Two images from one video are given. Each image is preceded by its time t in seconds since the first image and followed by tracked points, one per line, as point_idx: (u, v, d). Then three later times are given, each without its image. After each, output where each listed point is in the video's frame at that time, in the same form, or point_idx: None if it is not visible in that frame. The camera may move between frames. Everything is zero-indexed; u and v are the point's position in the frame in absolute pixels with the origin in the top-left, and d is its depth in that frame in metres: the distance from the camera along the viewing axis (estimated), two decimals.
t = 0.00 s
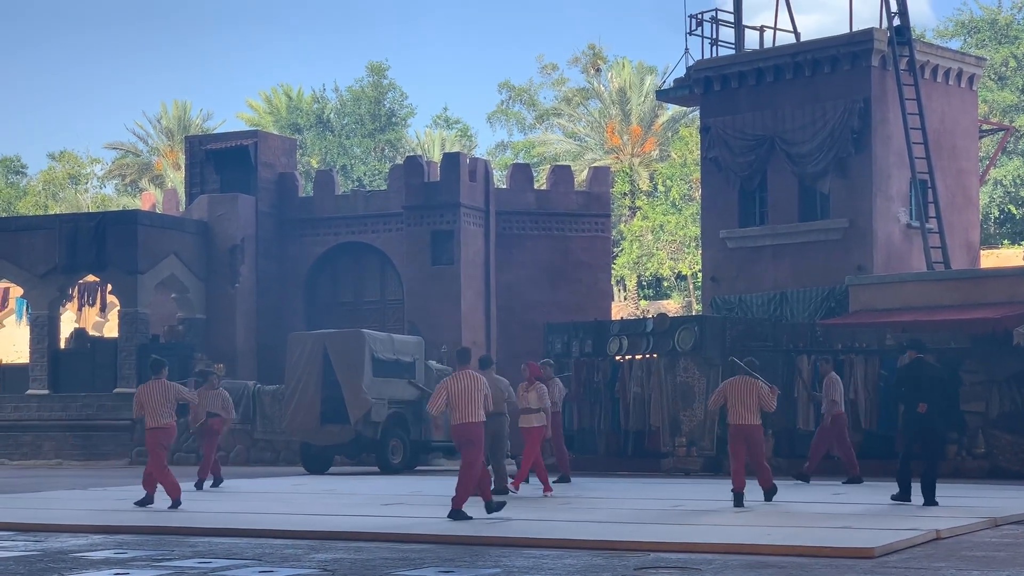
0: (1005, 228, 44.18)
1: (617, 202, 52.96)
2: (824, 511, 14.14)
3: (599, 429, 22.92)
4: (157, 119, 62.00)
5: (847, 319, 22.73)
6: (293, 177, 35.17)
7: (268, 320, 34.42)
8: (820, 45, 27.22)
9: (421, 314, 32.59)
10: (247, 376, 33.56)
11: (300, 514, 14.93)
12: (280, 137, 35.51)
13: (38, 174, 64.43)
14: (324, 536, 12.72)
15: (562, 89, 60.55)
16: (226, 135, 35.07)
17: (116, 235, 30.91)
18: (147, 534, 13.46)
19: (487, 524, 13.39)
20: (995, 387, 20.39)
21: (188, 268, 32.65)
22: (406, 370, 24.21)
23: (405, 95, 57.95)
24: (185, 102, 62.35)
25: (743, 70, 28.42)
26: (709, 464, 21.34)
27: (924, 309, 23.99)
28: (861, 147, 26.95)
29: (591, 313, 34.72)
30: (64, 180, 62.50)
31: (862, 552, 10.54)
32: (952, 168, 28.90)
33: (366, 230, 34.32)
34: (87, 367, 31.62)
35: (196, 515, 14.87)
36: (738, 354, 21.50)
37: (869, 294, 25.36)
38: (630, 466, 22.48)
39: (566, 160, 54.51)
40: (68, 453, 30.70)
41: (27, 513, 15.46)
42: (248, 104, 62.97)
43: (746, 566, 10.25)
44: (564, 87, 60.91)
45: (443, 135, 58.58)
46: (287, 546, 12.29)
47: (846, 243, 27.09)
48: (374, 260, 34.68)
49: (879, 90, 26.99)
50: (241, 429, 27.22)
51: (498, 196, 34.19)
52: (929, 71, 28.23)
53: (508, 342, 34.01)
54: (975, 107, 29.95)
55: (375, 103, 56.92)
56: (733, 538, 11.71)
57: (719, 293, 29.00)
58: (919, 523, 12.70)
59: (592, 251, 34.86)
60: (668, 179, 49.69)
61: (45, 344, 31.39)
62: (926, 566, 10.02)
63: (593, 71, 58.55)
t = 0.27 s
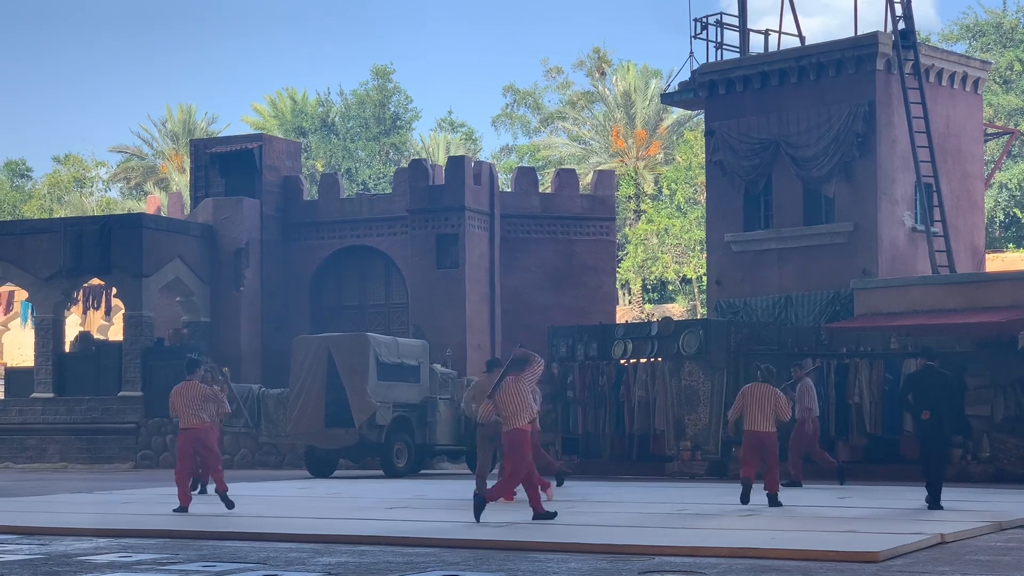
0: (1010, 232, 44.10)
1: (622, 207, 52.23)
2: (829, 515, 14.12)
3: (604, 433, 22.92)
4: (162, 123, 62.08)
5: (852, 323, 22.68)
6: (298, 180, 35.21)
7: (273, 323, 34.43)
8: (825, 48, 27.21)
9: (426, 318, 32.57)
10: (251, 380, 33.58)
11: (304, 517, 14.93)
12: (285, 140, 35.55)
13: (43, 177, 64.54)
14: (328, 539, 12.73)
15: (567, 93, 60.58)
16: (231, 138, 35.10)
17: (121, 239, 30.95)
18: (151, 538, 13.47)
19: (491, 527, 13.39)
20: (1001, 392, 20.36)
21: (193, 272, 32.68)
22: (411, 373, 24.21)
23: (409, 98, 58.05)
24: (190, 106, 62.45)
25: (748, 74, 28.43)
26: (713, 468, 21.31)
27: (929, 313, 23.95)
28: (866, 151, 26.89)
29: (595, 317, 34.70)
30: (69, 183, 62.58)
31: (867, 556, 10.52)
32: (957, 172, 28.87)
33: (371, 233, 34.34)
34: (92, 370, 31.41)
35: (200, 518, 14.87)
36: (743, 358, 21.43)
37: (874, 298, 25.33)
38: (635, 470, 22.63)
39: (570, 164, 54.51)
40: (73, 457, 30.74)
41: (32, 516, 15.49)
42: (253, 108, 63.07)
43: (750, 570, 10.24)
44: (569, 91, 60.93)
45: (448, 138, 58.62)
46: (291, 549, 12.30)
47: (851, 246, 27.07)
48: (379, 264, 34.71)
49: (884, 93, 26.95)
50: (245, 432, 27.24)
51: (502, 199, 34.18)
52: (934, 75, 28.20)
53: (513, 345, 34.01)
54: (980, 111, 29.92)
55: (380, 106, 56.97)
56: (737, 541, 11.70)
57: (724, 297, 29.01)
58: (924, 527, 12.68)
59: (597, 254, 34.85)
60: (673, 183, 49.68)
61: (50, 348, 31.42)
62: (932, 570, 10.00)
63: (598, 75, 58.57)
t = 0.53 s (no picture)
0: (1014, 236, 44.07)
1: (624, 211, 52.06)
2: (833, 519, 14.08)
3: (608, 437, 22.89)
4: (167, 126, 62.19)
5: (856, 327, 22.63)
6: (302, 184, 35.23)
7: (276, 326, 34.44)
8: (829, 52, 27.19)
9: (429, 321, 32.56)
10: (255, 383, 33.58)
11: (307, 520, 14.93)
12: (289, 144, 35.58)
13: (47, 180, 64.63)
14: (331, 542, 12.72)
15: (571, 97, 60.63)
16: (235, 142, 35.14)
17: (125, 242, 30.96)
18: (155, 541, 13.46)
19: (494, 531, 13.38)
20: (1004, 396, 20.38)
21: (196, 275, 32.70)
22: (415, 377, 24.20)
23: (413, 102, 58.14)
24: (194, 109, 62.53)
25: (752, 78, 28.43)
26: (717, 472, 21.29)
27: (934, 317, 23.91)
28: (871, 155, 26.87)
29: (599, 321, 34.69)
30: (74, 186, 62.70)
31: (871, 560, 10.50)
32: (961, 176, 28.86)
33: (375, 236, 34.35)
34: (95, 373, 31.43)
35: (203, 521, 14.86)
36: (747, 362, 21.46)
37: (878, 302, 25.29)
38: (638, 474, 22.65)
39: (574, 168, 54.51)
40: (76, 459, 30.75)
41: (35, 519, 15.49)
42: (257, 111, 63.14)
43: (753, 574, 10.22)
44: (573, 95, 60.97)
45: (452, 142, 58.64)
46: (294, 552, 12.30)
47: (855, 251, 27.04)
48: (383, 267, 34.71)
49: (889, 98, 26.94)
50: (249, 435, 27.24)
51: (506, 203, 34.19)
52: (938, 79, 28.18)
53: (516, 349, 34.00)
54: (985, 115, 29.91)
55: (384, 110, 57.05)
56: (741, 545, 11.68)
57: (728, 301, 28.99)
58: (928, 531, 12.66)
59: (600, 258, 34.85)
60: (676, 187, 49.67)
61: (54, 351, 31.43)
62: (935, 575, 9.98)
63: (602, 79, 58.59)
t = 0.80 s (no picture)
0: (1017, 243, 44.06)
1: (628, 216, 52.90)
2: (836, 526, 14.08)
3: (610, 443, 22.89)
4: (171, 130, 62.25)
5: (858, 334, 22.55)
6: (305, 188, 35.28)
7: (279, 330, 34.45)
8: (833, 59, 27.22)
9: (432, 326, 32.57)
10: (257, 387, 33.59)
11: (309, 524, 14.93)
12: (292, 148, 35.64)
13: (51, 184, 64.71)
14: (333, 547, 12.73)
15: (575, 102, 60.67)
16: (239, 146, 35.18)
17: (129, 246, 31.00)
18: (157, 545, 13.47)
19: (496, 536, 13.37)
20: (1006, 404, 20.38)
21: (199, 279, 32.72)
22: (417, 382, 24.21)
23: (417, 106, 58.20)
24: (198, 113, 62.60)
25: (756, 84, 28.44)
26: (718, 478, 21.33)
27: (936, 324, 23.91)
28: (874, 162, 26.89)
29: (601, 327, 34.69)
30: (77, 190, 62.81)
31: (873, 567, 10.50)
32: (965, 183, 28.86)
33: (378, 241, 34.37)
34: (97, 376, 31.67)
35: (204, 525, 14.86)
36: (749, 368, 21.51)
37: (881, 309, 25.28)
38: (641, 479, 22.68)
39: (577, 173, 54.54)
40: (79, 463, 30.76)
41: (38, 523, 15.50)
42: (261, 115, 63.21)
43: None
44: (577, 100, 61.01)
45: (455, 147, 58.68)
46: (296, 557, 12.30)
47: (858, 258, 27.04)
48: (386, 272, 34.73)
49: (892, 105, 26.95)
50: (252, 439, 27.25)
51: (509, 208, 34.21)
52: (942, 86, 28.18)
53: (518, 354, 34.00)
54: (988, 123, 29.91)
55: (387, 114, 57.19)
56: (743, 552, 11.68)
57: (731, 307, 28.98)
58: (930, 539, 12.65)
59: (603, 264, 34.85)
60: (680, 193, 49.68)
61: (57, 354, 31.45)
62: None
63: (605, 84, 58.64)
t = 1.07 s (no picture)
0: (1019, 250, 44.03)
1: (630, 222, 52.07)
2: (837, 533, 14.04)
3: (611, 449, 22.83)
4: (173, 133, 62.26)
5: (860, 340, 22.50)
6: (307, 192, 35.28)
7: (280, 333, 34.43)
8: (835, 65, 27.21)
9: (433, 330, 32.54)
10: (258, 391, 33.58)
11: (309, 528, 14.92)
12: (295, 152, 35.65)
13: (54, 186, 64.73)
14: (332, 551, 12.71)
15: (578, 107, 60.67)
16: (242, 150, 35.19)
17: (130, 249, 31.00)
18: (156, 548, 13.46)
19: (496, 541, 13.35)
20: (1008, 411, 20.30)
21: (201, 282, 32.71)
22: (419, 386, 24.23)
23: (419, 111, 58.29)
24: (200, 116, 62.63)
25: (758, 90, 28.44)
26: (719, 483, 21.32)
27: (938, 331, 23.89)
28: (876, 168, 26.89)
29: (603, 332, 34.66)
30: (80, 193, 62.87)
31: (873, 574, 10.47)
32: (967, 190, 28.84)
33: (380, 245, 34.37)
34: (100, 378, 31.65)
35: (205, 528, 14.85)
36: (751, 375, 21.44)
37: (883, 315, 25.24)
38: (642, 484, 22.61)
39: (580, 178, 54.54)
40: (79, 465, 30.74)
41: (38, 525, 15.50)
42: (264, 119, 63.25)
43: None
44: (579, 105, 61.02)
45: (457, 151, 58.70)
46: (295, 561, 12.29)
47: (861, 264, 27.02)
48: (387, 276, 34.72)
49: (895, 111, 26.93)
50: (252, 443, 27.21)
51: (511, 212, 34.19)
52: (944, 93, 28.17)
53: (520, 358, 33.98)
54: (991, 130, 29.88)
55: (390, 118, 57.40)
56: (743, 558, 11.66)
57: (732, 313, 28.94)
58: (931, 546, 12.62)
59: (605, 269, 34.82)
60: (682, 198, 49.65)
61: (58, 356, 31.43)
62: None
63: (608, 89, 58.64)
